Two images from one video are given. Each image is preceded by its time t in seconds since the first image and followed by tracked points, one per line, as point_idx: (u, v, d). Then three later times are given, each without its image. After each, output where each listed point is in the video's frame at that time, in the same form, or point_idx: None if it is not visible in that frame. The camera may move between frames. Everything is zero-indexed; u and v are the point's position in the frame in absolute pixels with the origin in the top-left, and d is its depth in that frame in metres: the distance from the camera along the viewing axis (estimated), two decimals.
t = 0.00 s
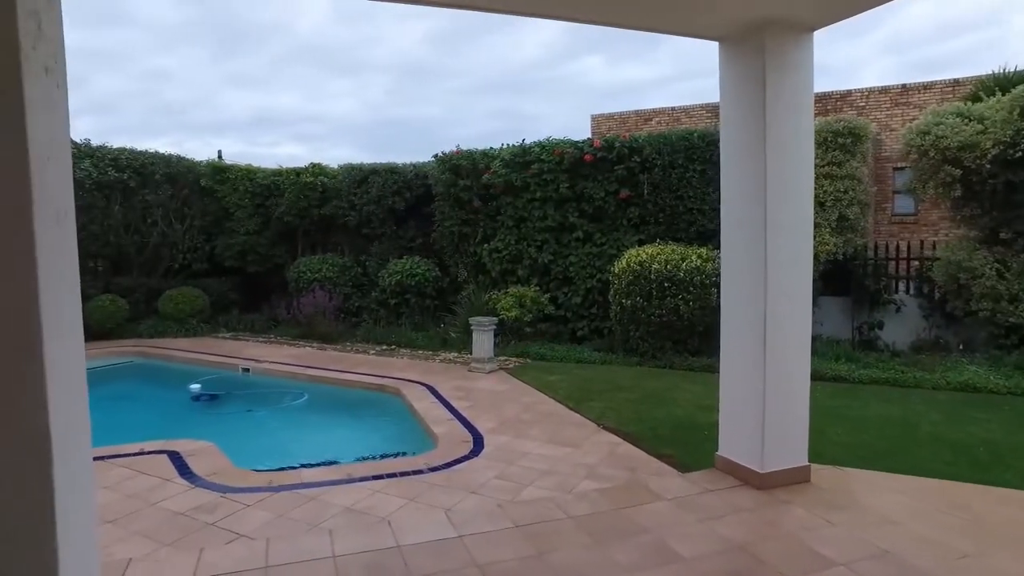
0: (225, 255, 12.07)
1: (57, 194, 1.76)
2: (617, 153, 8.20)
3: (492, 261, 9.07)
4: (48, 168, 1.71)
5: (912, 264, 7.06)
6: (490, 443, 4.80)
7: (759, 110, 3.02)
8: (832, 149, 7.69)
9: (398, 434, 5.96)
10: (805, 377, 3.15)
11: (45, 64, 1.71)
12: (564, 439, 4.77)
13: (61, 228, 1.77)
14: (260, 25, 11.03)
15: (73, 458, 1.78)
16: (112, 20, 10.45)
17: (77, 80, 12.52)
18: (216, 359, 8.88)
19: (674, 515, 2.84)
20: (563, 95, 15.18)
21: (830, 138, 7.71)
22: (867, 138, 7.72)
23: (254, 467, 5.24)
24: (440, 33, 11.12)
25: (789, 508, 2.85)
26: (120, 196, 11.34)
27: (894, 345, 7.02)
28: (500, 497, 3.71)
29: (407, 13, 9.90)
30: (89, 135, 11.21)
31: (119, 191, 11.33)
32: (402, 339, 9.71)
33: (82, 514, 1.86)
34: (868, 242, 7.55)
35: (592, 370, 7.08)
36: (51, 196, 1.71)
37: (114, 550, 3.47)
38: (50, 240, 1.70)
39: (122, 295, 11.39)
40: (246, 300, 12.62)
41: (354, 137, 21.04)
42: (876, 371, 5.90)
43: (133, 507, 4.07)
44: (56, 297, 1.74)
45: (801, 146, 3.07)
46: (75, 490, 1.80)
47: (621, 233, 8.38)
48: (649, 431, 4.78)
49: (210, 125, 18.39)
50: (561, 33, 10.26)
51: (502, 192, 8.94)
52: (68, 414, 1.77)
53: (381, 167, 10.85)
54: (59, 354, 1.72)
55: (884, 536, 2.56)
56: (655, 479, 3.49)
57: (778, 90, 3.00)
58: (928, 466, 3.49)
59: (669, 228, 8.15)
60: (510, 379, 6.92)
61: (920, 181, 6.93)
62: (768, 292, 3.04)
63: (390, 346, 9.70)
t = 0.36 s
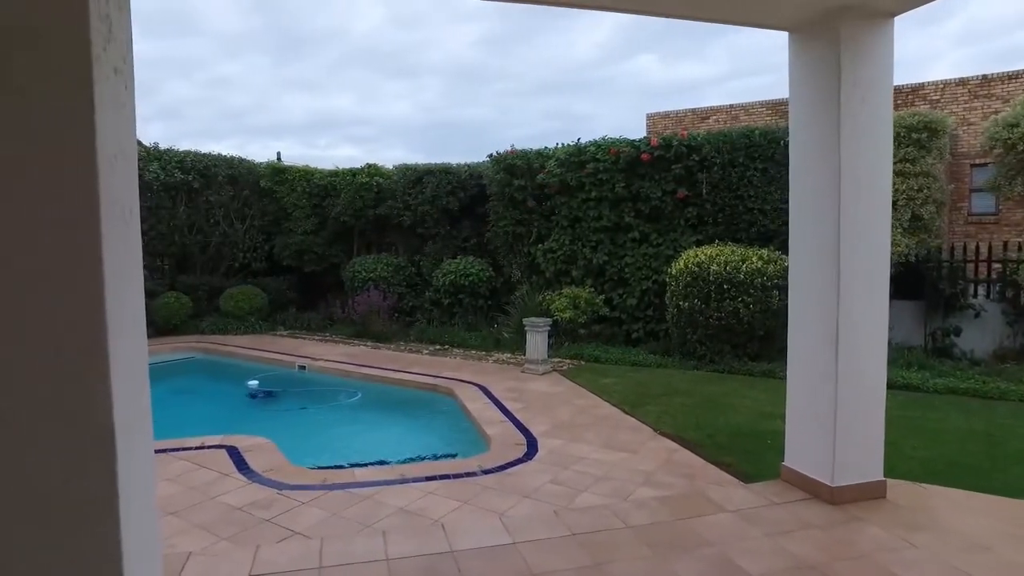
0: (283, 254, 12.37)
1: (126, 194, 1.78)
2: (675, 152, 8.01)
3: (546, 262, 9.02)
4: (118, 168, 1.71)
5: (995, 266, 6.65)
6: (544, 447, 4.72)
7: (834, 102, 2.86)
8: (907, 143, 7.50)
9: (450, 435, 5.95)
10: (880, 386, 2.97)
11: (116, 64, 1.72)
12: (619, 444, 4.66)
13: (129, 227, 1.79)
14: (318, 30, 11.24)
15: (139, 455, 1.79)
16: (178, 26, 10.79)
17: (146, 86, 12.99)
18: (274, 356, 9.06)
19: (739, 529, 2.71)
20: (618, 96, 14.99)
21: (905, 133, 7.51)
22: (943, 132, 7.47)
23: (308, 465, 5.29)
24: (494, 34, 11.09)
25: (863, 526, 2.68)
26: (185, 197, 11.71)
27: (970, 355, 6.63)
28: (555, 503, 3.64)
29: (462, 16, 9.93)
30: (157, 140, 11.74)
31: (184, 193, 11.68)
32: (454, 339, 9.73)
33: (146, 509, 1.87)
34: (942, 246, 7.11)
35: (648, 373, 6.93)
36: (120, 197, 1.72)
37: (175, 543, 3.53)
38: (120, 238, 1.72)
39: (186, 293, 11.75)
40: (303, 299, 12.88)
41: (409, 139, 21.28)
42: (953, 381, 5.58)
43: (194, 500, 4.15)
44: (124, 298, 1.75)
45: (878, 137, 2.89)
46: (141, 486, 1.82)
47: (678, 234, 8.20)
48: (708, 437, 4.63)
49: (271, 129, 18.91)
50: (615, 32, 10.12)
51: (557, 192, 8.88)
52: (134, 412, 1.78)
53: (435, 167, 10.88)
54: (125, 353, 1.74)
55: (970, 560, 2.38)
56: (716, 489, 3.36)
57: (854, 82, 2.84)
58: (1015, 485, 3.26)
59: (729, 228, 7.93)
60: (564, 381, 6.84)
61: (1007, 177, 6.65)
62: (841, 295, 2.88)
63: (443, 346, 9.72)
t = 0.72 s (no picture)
0: (331, 254, 12.57)
1: (174, 193, 1.75)
2: (727, 150, 7.76)
3: (594, 263, 8.88)
4: (167, 168, 1.70)
5: None
6: (592, 453, 4.60)
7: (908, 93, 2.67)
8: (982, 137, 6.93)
9: (495, 438, 5.87)
10: (957, 397, 2.76)
11: (162, 61, 1.68)
12: (670, 452, 4.50)
13: (175, 227, 1.75)
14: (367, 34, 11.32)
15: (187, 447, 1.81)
16: (232, 30, 11.00)
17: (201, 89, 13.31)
18: (320, 355, 9.14)
19: (802, 549, 2.56)
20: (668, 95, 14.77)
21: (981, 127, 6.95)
22: None
23: (352, 466, 5.27)
24: (542, 34, 10.99)
25: (938, 552, 2.50)
26: (236, 198, 11.88)
27: None
28: (603, 514, 3.52)
29: (509, 16, 9.86)
30: (211, 142, 12.00)
31: (235, 193, 11.87)
32: (500, 340, 9.68)
33: (195, 500, 1.90)
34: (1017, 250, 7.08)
35: (699, 378, 6.74)
36: (169, 196, 1.71)
37: (220, 544, 3.53)
38: (164, 238, 1.68)
39: (237, 292, 11.97)
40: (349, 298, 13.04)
41: (454, 140, 21.36)
42: None
43: (241, 499, 4.16)
44: (173, 296, 1.74)
45: (957, 129, 2.68)
46: (188, 478, 1.83)
47: (730, 235, 7.95)
48: (763, 447, 4.44)
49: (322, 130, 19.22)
50: (665, 30, 9.93)
51: (605, 192, 8.73)
52: (181, 406, 1.79)
53: (481, 167, 10.82)
54: (172, 350, 1.73)
55: None
56: (775, 504, 3.19)
57: (931, 70, 2.64)
58: None
59: (783, 229, 7.66)
60: (612, 385, 6.69)
61: None
62: (916, 299, 2.68)
63: (489, 347, 9.68)
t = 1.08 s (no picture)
0: (372, 254, 12.67)
1: (206, 189, 1.67)
2: (776, 148, 7.51)
3: (636, 264, 8.70)
4: (198, 164, 1.62)
5: None
6: (632, 459, 4.45)
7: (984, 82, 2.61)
8: None
9: (533, 441, 5.76)
10: None
11: (195, 56, 1.60)
12: (714, 460, 4.33)
13: (207, 227, 1.68)
14: (410, 36, 11.33)
15: (219, 444, 1.75)
16: (278, 32, 11.16)
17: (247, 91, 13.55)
18: (360, 355, 9.16)
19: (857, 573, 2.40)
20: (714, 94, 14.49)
21: None
22: None
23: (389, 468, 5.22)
24: (585, 34, 10.84)
25: None
26: (279, 197, 12.03)
27: None
28: (643, 525, 3.39)
29: (553, 15, 9.71)
30: (256, 142, 12.18)
31: (279, 193, 12.01)
32: (540, 342, 9.56)
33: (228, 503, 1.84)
34: None
35: (745, 383, 6.52)
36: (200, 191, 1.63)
37: (255, 544, 3.51)
38: (194, 235, 1.61)
39: (280, 291, 12.12)
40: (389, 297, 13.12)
41: (495, 139, 21.35)
42: None
43: (276, 498, 4.15)
44: (203, 294, 1.67)
45: None
46: (220, 474, 1.77)
47: (778, 235, 7.69)
48: (813, 457, 4.23)
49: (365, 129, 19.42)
50: (712, 28, 9.67)
51: (648, 192, 8.55)
52: (212, 405, 1.73)
53: (522, 166, 10.73)
54: (203, 350, 1.67)
55: None
56: (827, 521, 3.02)
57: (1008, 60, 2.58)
58: None
59: (835, 229, 7.36)
60: (653, 388, 6.52)
61: None
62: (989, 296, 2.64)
63: (528, 348, 9.58)
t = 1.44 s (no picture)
0: (409, 253, 12.67)
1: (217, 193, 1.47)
2: (822, 144, 7.22)
3: (675, 264, 8.48)
4: (206, 165, 1.42)
5: None
6: (667, 468, 4.27)
7: None
8: None
9: (566, 445, 5.60)
10: None
11: (202, 46, 1.40)
12: (754, 470, 4.12)
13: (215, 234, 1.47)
14: (452, 37, 11.29)
15: (227, 470, 1.56)
16: (319, 33, 11.24)
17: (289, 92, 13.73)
18: (395, 354, 9.13)
19: None
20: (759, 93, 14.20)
21: None
22: None
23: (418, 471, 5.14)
24: (627, 32, 10.65)
25: None
26: (318, 197, 12.12)
27: None
28: (676, 539, 3.21)
29: (595, 16, 9.52)
30: (297, 143, 12.31)
31: (317, 193, 12.10)
32: (576, 343, 9.40)
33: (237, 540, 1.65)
34: None
35: (788, 389, 6.26)
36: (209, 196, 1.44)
37: (276, 546, 3.45)
38: (201, 240, 1.41)
39: (318, 290, 12.21)
40: (426, 296, 13.15)
41: (535, 139, 21.21)
42: None
43: (302, 500, 4.09)
44: (211, 306, 1.47)
45: None
46: (229, 507, 1.57)
47: (824, 235, 7.39)
48: (861, 469, 3.99)
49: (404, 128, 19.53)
50: (758, 26, 9.37)
51: (687, 190, 8.33)
52: (221, 428, 1.53)
53: (560, 165, 10.57)
54: (211, 368, 1.47)
55: None
56: (876, 545, 2.81)
57: None
58: None
59: (885, 228, 7.03)
60: (691, 393, 6.31)
61: None
62: None
63: (564, 349, 9.43)
